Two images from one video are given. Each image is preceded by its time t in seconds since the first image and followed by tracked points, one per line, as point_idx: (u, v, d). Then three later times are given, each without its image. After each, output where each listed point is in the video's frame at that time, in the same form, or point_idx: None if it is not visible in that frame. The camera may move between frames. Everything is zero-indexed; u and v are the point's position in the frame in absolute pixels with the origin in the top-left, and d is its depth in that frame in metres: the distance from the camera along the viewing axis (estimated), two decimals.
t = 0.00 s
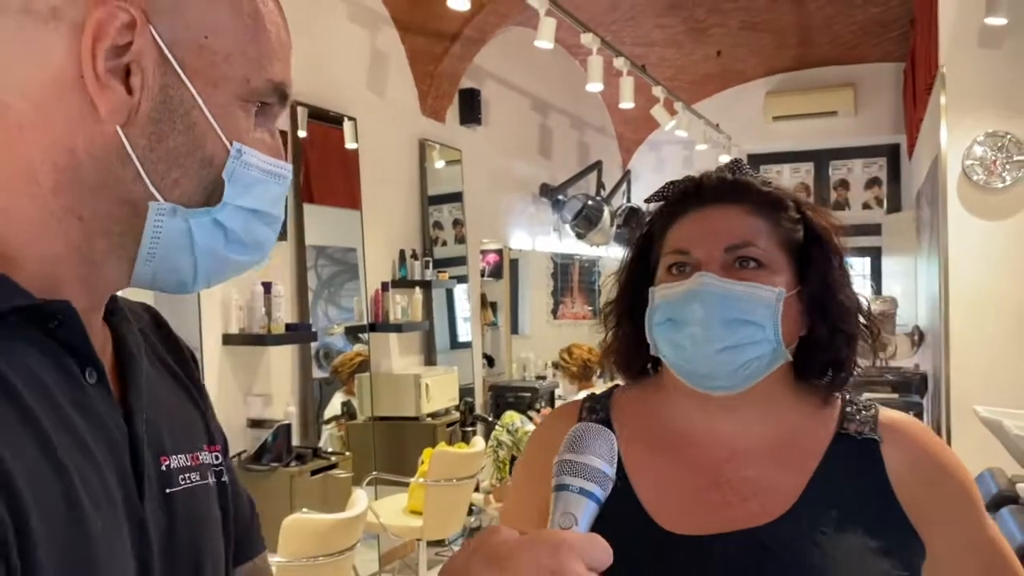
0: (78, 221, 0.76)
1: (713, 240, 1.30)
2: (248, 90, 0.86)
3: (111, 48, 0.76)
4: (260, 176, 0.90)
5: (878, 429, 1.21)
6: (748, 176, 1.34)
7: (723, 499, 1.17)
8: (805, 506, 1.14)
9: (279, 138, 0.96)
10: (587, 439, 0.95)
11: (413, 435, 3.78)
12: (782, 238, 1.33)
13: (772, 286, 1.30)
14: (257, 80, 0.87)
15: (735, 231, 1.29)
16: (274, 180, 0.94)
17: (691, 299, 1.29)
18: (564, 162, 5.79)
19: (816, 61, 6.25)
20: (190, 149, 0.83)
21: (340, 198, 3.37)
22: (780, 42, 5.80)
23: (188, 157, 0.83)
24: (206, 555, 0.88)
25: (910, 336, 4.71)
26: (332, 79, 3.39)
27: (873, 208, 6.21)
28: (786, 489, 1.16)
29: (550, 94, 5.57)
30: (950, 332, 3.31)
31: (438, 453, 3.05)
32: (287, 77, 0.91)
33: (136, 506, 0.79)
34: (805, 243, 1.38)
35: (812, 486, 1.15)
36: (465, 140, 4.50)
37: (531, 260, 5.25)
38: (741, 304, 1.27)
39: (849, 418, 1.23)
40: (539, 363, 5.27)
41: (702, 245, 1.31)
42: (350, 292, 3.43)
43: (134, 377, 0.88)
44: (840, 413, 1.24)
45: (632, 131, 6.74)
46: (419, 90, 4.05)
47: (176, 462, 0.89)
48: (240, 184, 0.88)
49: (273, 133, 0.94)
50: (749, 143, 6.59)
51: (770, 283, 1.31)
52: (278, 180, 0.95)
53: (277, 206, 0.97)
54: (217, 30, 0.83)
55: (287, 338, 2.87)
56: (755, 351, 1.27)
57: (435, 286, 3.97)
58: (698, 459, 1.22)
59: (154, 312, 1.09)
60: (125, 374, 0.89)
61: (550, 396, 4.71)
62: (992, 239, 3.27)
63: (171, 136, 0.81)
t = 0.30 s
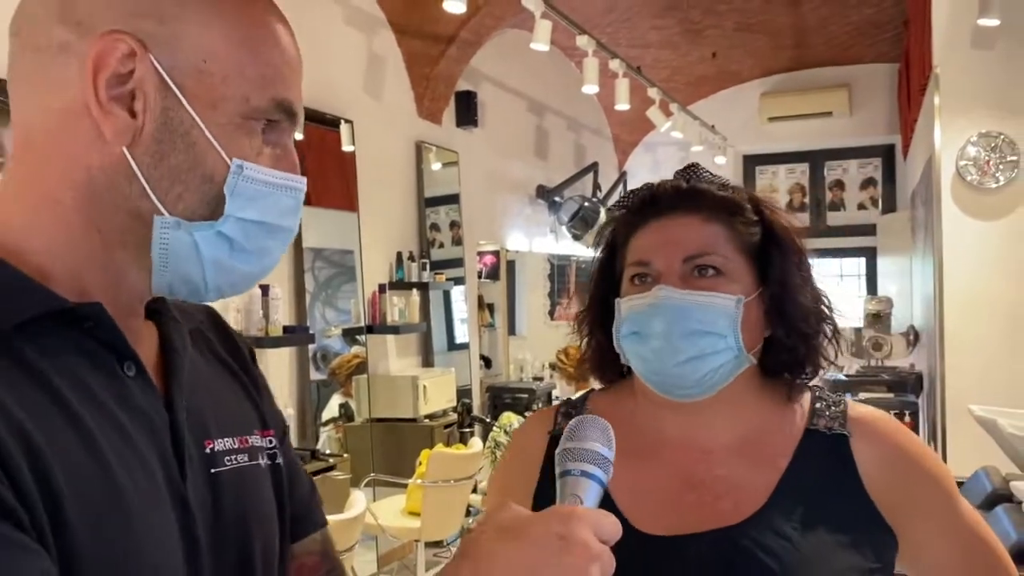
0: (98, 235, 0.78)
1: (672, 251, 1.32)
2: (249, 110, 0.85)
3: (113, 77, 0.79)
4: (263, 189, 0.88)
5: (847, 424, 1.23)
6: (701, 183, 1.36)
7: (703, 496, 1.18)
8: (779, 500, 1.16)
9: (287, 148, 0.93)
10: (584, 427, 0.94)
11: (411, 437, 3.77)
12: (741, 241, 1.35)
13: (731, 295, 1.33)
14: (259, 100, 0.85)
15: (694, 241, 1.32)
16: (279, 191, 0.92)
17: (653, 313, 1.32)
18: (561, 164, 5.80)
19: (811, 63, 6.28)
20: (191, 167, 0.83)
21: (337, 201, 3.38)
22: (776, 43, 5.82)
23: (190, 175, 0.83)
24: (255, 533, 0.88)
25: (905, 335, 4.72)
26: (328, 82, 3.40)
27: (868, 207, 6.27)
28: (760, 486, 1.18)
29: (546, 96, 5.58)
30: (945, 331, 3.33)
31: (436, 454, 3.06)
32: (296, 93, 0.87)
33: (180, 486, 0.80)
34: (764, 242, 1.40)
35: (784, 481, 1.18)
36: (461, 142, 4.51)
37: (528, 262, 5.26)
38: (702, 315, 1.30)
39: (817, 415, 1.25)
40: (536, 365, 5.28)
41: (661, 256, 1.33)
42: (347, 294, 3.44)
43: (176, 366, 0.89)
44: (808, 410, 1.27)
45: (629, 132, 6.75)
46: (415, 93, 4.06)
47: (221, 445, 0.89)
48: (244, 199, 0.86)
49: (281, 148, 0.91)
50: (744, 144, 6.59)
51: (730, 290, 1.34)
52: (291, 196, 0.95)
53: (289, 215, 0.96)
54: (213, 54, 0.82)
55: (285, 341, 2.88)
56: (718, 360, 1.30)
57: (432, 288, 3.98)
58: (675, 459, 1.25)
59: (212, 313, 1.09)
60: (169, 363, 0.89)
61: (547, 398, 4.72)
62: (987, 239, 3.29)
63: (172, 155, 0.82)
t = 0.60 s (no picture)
0: (118, 244, 0.86)
1: (625, 251, 1.36)
2: (236, 115, 0.88)
3: (109, 96, 0.86)
4: (258, 187, 0.92)
5: (821, 415, 1.25)
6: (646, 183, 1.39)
7: (678, 488, 1.21)
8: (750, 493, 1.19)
9: (298, 152, 0.97)
10: (573, 406, 0.95)
11: (409, 437, 3.78)
12: (692, 235, 1.37)
13: (686, 288, 1.36)
14: (243, 103, 0.88)
15: (644, 240, 1.35)
16: (280, 190, 0.96)
17: (610, 314, 1.37)
18: (557, 165, 5.83)
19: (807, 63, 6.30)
20: (181, 171, 0.88)
21: (335, 201, 3.40)
22: (771, 44, 5.83)
23: (180, 178, 0.89)
24: (286, 517, 0.93)
25: (901, 335, 4.74)
26: (324, 83, 3.41)
27: (863, 208, 6.31)
28: (732, 478, 1.21)
29: (542, 97, 5.60)
30: (942, 330, 3.35)
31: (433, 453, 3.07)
32: (284, 93, 0.89)
33: (210, 472, 0.85)
34: (718, 233, 1.41)
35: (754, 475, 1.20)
36: (458, 143, 4.52)
37: (525, 262, 5.28)
38: (656, 311, 1.33)
39: (791, 406, 1.27)
40: (533, 365, 5.29)
41: (615, 257, 1.37)
42: (344, 294, 3.46)
43: (214, 363, 0.94)
44: (781, 402, 1.29)
45: (625, 133, 6.78)
46: (412, 94, 4.08)
47: (257, 435, 0.94)
48: (236, 199, 0.90)
49: (288, 150, 0.95)
50: (740, 145, 6.60)
51: (685, 284, 1.36)
52: (301, 193, 0.99)
53: (297, 211, 1.00)
54: (199, 65, 0.87)
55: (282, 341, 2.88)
56: (676, 353, 1.32)
57: (430, 288, 3.99)
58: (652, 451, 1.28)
59: (266, 315, 1.16)
60: (207, 361, 0.94)
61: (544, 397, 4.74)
62: (981, 239, 3.31)
63: (163, 161, 0.87)
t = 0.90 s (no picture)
0: (137, 237, 0.90)
1: (643, 232, 1.38)
2: (247, 108, 0.92)
3: (125, 93, 0.90)
4: (270, 178, 0.96)
5: (832, 411, 1.26)
6: (672, 168, 1.43)
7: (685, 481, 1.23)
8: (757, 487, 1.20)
9: (310, 145, 1.01)
10: (581, 403, 0.96)
11: (407, 436, 3.78)
12: (711, 221, 1.40)
13: (702, 273, 1.37)
14: (254, 97, 0.92)
15: (663, 221, 1.38)
16: (295, 182, 1.01)
17: (623, 295, 1.38)
18: (555, 164, 5.84)
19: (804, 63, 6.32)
20: (195, 164, 0.93)
21: (333, 202, 3.40)
22: (769, 44, 5.85)
23: (194, 171, 0.93)
24: (299, 509, 0.96)
25: (898, 333, 4.74)
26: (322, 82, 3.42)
27: (860, 207, 6.32)
28: (738, 471, 1.23)
29: (540, 96, 5.61)
30: (938, 329, 3.36)
31: (431, 453, 3.08)
32: (294, 87, 0.93)
33: (225, 461, 0.89)
34: (738, 222, 1.44)
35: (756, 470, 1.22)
36: (456, 142, 4.53)
37: (522, 261, 5.28)
38: (672, 292, 1.35)
39: (802, 403, 1.29)
40: (531, 364, 5.29)
41: (633, 238, 1.39)
42: (342, 293, 3.47)
43: (228, 357, 0.97)
44: (796, 397, 1.31)
45: (623, 132, 6.79)
46: (410, 93, 4.08)
47: (269, 428, 0.97)
48: (249, 190, 0.95)
49: (299, 143, 0.99)
50: (738, 145, 6.61)
51: (701, 269, 1.38)
52: (315, 184, 1.03)
53: (310, 203, 1.04)
54: (211, 61, 0.91)
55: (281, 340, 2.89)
56: (689, 336, 1.34)
57: (428, 287, 3.99)
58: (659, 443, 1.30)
59: (276, 316, 1.17)
60: (221, 354, 0.97)
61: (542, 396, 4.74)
62: (977, 238, 3.32)
63: (178, 155, 0.92)
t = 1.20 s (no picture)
0: (136, 232, 0.90)
1: (665, 227, 1.39)
2: (245, 102, 0.92)
3: (122, 90, 0.91)
4: (269, 171, 0.97)
5: (861, 407, 1.26)
6: (699, 160, 1.42)
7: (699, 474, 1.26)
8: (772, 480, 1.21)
9: (308, 139, 1.01)
10: (585, 401, 0.97)
11: (405, 436, 3.78)
12: (735, 215, 1.39)
13: (723, 270, 1.38)
14: (251, 91, 0.92)
15: (685, 217, 1.38)
16: (293, 176, 1.01)
17: (642, 290, 1.42)
18: (553, 163, 5.84)
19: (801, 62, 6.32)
20: (194, 158, 0.93)
21: (331, 202, 3.40)
22: (767, 43, 5.86)
23: (193, 165, 0.93)
24: (295, 504, 0.96)
25: (896, 333, 4.75)
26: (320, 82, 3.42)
27: (858, 206, 6.33)
28: (756, 464, 1.24)
29: (538, 95, 5.61)
30: (935, 329, 3.37)
31: (429, 452, 3.09)
32: (292, 82, 0.93)
33: (221, 455, 0.89)
34: (767, 214, 1.42)
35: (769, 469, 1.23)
36: (453, 142, 4.53)
37: (520, 261, 5.28)
38: (689, 289, 1.36)
39: (833, 400, 1.28)
40: (529, 363, 5.29)
41: (654, 233, 1.41)
42: (340, 293, 3.47)
43: (224, 354, 0.97)
44: (825, 394, 1.31)
45: (621, 131, 6.79)
46: (407, 92, 4.08)
47: (265, 424, 0.97)
48: (248, 182, 0.95)
49: (295, 137, 0.99)
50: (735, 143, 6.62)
51: (722, 265, 1.38)
52: (312, 178, 1.03)
53: (310, 198, 1.05)
54: (208, 55, 0.91)
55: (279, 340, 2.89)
56: (708, 334, 1.35)
57: (425, 287, 3.99)
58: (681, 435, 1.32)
59: (270, 317, 1.17)
60: (217, 352, 0.98)
61: (540, 395, 4.73)
62: (975, 237, 3.32)
63: (176, 149, 0.92)
